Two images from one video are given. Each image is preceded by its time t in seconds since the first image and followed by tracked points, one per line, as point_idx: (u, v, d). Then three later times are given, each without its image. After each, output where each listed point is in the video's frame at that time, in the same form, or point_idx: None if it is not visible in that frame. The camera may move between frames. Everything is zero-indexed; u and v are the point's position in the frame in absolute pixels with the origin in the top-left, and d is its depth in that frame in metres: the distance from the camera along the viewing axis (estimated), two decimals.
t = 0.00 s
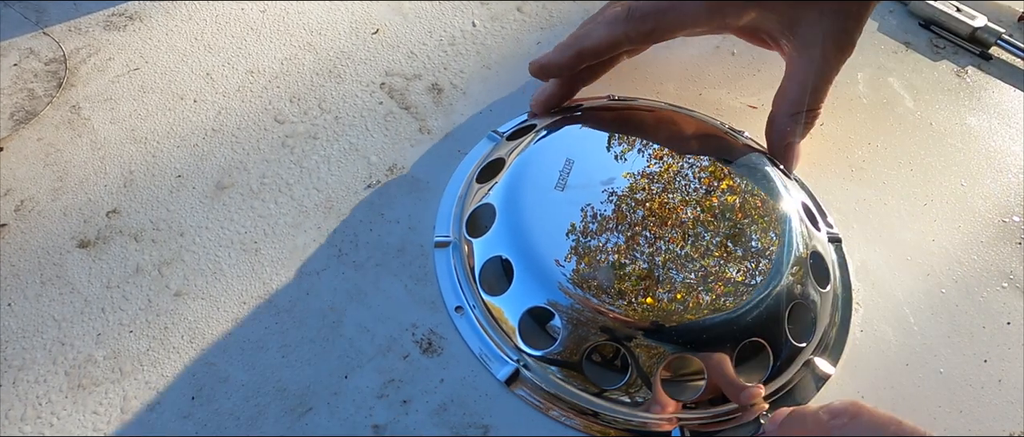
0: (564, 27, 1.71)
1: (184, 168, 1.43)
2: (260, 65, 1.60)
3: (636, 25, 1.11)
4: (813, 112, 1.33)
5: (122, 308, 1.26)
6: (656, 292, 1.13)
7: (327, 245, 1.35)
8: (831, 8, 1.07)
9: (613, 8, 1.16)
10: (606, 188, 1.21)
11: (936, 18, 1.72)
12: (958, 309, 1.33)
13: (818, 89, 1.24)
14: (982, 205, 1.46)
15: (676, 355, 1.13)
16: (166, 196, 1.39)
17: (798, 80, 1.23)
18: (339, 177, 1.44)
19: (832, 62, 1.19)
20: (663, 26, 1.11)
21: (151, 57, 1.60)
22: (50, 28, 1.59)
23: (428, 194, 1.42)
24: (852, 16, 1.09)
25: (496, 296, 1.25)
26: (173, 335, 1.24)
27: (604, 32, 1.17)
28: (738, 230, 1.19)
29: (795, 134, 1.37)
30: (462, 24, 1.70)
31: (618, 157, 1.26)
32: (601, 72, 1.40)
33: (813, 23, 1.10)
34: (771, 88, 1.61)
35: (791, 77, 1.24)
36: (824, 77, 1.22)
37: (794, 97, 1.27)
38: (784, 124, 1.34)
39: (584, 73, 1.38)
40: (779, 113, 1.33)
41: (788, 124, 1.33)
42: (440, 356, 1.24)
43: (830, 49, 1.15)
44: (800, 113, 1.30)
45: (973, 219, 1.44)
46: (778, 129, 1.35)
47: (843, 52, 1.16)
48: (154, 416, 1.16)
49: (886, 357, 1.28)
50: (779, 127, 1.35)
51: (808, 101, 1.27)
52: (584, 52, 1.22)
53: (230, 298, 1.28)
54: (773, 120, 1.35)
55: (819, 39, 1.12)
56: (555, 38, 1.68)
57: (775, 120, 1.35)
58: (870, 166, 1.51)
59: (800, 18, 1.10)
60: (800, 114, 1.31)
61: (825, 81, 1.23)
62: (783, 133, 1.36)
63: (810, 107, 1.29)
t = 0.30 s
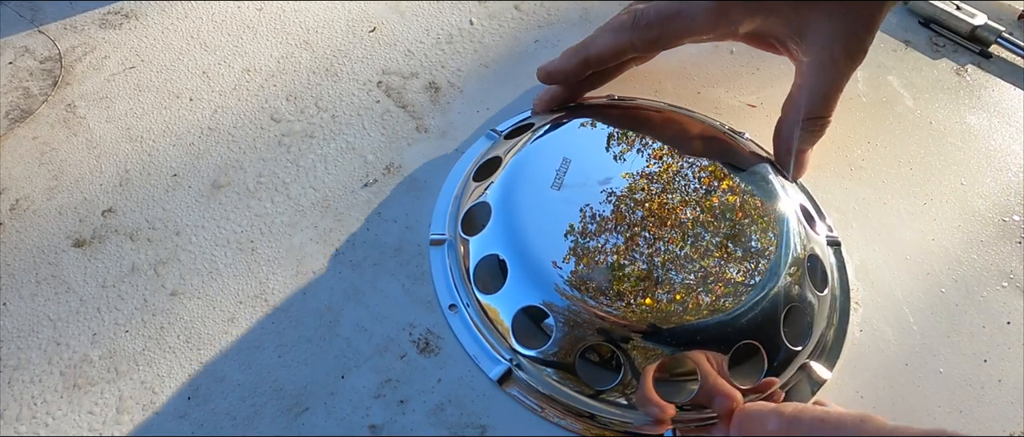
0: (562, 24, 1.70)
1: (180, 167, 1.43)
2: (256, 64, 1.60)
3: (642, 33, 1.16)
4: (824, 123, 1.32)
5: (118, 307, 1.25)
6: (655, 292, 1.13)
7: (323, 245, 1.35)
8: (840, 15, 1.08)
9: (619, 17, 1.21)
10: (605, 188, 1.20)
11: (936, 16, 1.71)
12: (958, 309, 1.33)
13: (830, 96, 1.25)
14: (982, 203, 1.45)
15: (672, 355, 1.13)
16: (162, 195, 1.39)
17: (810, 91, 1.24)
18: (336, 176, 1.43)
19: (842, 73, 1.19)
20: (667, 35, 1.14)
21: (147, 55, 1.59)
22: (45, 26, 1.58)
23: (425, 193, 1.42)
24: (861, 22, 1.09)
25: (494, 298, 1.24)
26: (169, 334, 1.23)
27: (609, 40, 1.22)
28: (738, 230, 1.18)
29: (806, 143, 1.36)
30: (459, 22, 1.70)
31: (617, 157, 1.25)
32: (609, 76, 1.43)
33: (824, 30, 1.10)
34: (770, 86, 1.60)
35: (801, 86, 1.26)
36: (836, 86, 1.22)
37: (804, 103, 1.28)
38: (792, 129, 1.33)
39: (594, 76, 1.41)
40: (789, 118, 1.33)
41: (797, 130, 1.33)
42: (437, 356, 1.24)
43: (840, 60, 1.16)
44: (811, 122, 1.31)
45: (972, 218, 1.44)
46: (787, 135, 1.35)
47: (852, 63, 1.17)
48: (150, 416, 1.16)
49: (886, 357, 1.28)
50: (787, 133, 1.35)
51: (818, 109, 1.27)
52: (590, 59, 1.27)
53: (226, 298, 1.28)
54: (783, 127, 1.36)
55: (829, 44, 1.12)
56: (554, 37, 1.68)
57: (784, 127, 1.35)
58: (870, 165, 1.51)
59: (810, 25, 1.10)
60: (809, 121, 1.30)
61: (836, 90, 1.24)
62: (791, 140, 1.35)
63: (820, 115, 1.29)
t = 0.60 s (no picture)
0: (560, 22, 1.69)
1: (176, 165, 1.42)
2: (252, 62, 1.59)
3: (707, 41, 1.28)
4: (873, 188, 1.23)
5: (113, 306, 1.25)
6: (653, 296, 1.11)
7: (320, 244, 1.34)
8: (912, 67, 1.17)
9: (687, 27, 1.32)
10: (603, 191, 1.19)
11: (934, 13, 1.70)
12: (958, 308, 1.32)
13: (885, 155, 1.18)
14: (982, 202, 1.45)
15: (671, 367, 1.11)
16: (158, 193, 1.38)
17: (868, 138, 1.19)
18: (333, 175, 1.42)
19: (906, 132, 1.18)
20: (732, 49, 1.28)
21: (142, 53, 1.58)
22: (40, 24, 1.56)
23: (422, 192, 1.41)
24: (929, 83, 1.17)
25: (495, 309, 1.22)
26: (164, 334, 1.23)
27: (672, 46, 1.32)
28: (736, 231, 1.17)
29: (851, 206, 1.26)
30: (457, 20, 1.69)
31: (615, 159, 1.24)
32: (669, 85, 1.47)
33: (891, 78, 1.18)
34: (769, 85, 1.59)
35: (859, 136, 1.21)
36: (898, 145, 1.18)
37: (857, 156, 1.20)
38: (840, 180, 1.24)
39: (648, 86, 1.45)
40: (838, 169, 1.24)
41: (843, 183, 1.23)
42: (435, 355, 1.23)
43: (904, 114, 1.17)
44: (858, 178, 1.21)
45: (972, 216, 1.43)
46: (831, 188, 1.25)
47: (917, 124, 1.18)
48: (146, 416, 1.15)
49: (885, 357, 1.27)
50: (834, 186, 1.25)
51: (872, 166, 1.19)
52: (649, 61, 1.35)
53: (222, 297, 1.27)
54: (827, 181, 1.27)
55: (892, 94, 1.18)
56: (551, 34, 1.67)
57: (829, 180, 1.26)
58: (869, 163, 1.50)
59: (879, 70, 1.20)
60: (860, 179, 1.21)
61: (898, 150, 1.19)
62: (836, 194, 1.25)
63: (871, 176, 1.20)
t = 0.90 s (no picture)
0: (557, 20, 1.68)
1: (171, 164, 1.41)
2: (248, 60, 1.58)
3: (714, 38, 1.30)
4: (874, 187, 1.23)
5: (107, 306, 1.24)
6: (650, 297, 1.10)
7: (316, 243, 1.33)
8: (917, 67, 1.19)
9: (693, 24, 1.34)
10: (600, 190, 1.18)
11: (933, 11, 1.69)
12: (957, 306, 1.32)
13: (888, 153, 1.19)
14: (981, 201, 1.44)
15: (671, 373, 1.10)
16: (153, 192, 1.37)
17: (871, 135, 1.19)
18: (329, 174, 1.42)
19: (907, 131, 1.19)
20: (739, 44, 1.30)
21: (137, 51, 1.57)
22: (34, 22, 1.54)
23: (419, 191, 1.40)
24: (932, 84, 1.19)
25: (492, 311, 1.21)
26: (159, 334, 1.22)
27: (679, 41, 1.33)
28: (733, 230, 1.17)
29: (851, 206, 1.26)
30: (453, 18, 1.68)
31: (611, 158, 1.23)
32: (673, 86, 1.46)
33: (895, 77, 1.20)
34: (767, 83, 1.58)
35: (861, 134, 1.21)
36: (899, 145, 1.19)
37: (859, 154, 1.21)
38: (841, 181, 1.23)
39: (651, 87, 1.44)
40: (839, 170, 1.23)
41: (844, 182, 1.23)
42: (431, 355, 1.22)
43: (906, 112, 1.19)
44: (860, 177, 1.21)
45: (972, 214, 1.42)
46: (831, 187, 1.25)
47: (917, 124, 1.19)
48: (140, 416, 1.15)
49: (884, 357, 1.27)
50: (834, 186, 1.24)
51: (873, 165, 1.20)
52: (655, 57, 1.36)
53: (218, 296, 1.26)
54: (827, 181, 1.26)
55: (897, 93, 1.19)
56: (548, 32, 1.66)
57: (829, 179, 1.26)
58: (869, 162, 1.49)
59: (884, 69, 1.21)
60: (861, 179, 1.21)
61: (898, 150, 1.20)
62: (837, 194, 1.24)
63: (873, 175, 1.21)
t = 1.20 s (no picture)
0: (554, 17, 1.68)
1: (166, 163, 1.40)
2: (243, 58, 1.57)
3: (709, 33, 1.31)
4: (871, 184, 1.22)
5: (102, 305, 1.23)
6: (648, 296, 1.10)
7: (311, 242, 1.32)
8: (912, 61, 1.20)
9: (688, 20, 1.35)
10: (597, 188, 1.17)
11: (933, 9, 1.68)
12: (958, 306, 1.31)
13: (884, 149, 1.18)
14: (982, 200, 1.43)
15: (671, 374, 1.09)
16: (147, 190, 1.36)
17: (867, 130, 1.19)
18: (325, 172, 1.41)
19: (903, 125, 1.18)
20: (735, 38, 1.31)
21: (132, 49, 1.56)
22: (28, 19, 1.55)
23: (415, 190, 1.39)
24: (927, 79, 1.19)
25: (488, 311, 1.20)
26: (154, 333, 1.21)
27: (674, 37, 1.34)
28: (731, 229, 1.16)
29: (849, 202, 1.25)
30: (450, 15, 1.67)
31: (608, 156, 1.22)
32: (670, 83, 1.45)
33: (890, 72, 1.20)
34: (765, 81, 1.57)
35: (856, 130, 1.21)
36: (896, 140, 1.19)
37: (855, 149, 1.20)
38: (838, 177, 1.23)
39: (648, 83, 1.43)
40: (836, 165, 1.23)
41: (841, 178, 1.22)
42: (427, 355, 1.22)
43: (902, 107, 1.18)
44: (857, 173, 1.20)
45: (972, 213, 1.41)
46: (828, 183, 1.25)
47: (914, 119, 1.19)
48: (135, 417, 1.14)
49: (883, 357, 1.26)
50: (830, 181, 1.24)
51: (870, 160, 1.19)
52: (650, 54, 1.35)
53: (213, 296, 1.25)
54: (824, 177, 1.26)
55: (891, 88, 1.19)
56: (545, 30, 1.65)
57: (826, 175, 1.25)
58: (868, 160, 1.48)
59: (879, 64, 1.21)
60: (858, 174, 1.20)
61: (895, 145, 1.19)
62: (834, 190, 1.24)
63: (870, 171, 1.20)
